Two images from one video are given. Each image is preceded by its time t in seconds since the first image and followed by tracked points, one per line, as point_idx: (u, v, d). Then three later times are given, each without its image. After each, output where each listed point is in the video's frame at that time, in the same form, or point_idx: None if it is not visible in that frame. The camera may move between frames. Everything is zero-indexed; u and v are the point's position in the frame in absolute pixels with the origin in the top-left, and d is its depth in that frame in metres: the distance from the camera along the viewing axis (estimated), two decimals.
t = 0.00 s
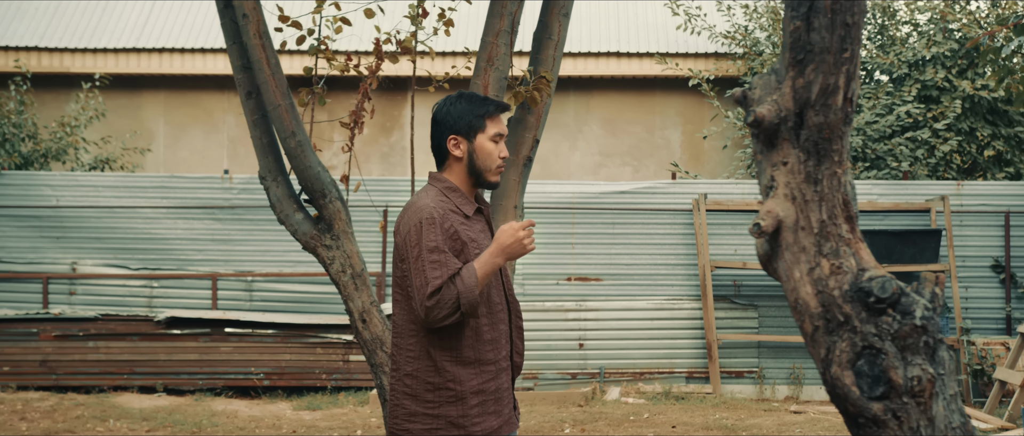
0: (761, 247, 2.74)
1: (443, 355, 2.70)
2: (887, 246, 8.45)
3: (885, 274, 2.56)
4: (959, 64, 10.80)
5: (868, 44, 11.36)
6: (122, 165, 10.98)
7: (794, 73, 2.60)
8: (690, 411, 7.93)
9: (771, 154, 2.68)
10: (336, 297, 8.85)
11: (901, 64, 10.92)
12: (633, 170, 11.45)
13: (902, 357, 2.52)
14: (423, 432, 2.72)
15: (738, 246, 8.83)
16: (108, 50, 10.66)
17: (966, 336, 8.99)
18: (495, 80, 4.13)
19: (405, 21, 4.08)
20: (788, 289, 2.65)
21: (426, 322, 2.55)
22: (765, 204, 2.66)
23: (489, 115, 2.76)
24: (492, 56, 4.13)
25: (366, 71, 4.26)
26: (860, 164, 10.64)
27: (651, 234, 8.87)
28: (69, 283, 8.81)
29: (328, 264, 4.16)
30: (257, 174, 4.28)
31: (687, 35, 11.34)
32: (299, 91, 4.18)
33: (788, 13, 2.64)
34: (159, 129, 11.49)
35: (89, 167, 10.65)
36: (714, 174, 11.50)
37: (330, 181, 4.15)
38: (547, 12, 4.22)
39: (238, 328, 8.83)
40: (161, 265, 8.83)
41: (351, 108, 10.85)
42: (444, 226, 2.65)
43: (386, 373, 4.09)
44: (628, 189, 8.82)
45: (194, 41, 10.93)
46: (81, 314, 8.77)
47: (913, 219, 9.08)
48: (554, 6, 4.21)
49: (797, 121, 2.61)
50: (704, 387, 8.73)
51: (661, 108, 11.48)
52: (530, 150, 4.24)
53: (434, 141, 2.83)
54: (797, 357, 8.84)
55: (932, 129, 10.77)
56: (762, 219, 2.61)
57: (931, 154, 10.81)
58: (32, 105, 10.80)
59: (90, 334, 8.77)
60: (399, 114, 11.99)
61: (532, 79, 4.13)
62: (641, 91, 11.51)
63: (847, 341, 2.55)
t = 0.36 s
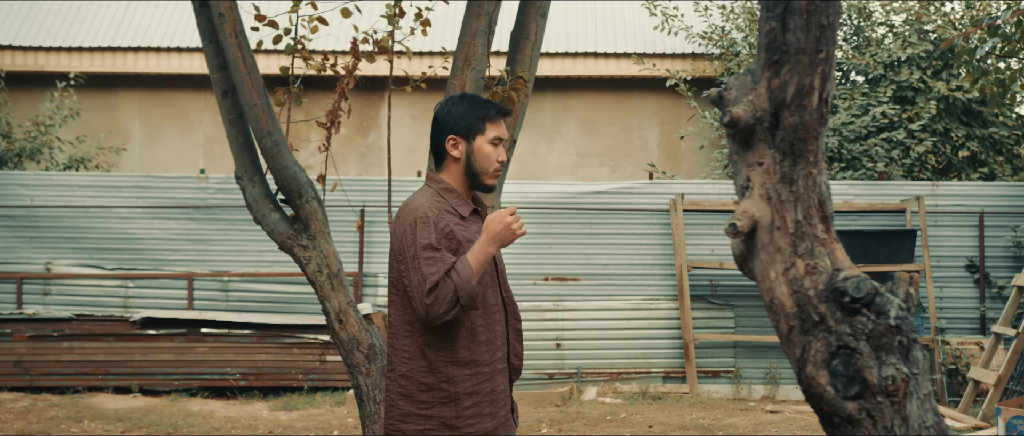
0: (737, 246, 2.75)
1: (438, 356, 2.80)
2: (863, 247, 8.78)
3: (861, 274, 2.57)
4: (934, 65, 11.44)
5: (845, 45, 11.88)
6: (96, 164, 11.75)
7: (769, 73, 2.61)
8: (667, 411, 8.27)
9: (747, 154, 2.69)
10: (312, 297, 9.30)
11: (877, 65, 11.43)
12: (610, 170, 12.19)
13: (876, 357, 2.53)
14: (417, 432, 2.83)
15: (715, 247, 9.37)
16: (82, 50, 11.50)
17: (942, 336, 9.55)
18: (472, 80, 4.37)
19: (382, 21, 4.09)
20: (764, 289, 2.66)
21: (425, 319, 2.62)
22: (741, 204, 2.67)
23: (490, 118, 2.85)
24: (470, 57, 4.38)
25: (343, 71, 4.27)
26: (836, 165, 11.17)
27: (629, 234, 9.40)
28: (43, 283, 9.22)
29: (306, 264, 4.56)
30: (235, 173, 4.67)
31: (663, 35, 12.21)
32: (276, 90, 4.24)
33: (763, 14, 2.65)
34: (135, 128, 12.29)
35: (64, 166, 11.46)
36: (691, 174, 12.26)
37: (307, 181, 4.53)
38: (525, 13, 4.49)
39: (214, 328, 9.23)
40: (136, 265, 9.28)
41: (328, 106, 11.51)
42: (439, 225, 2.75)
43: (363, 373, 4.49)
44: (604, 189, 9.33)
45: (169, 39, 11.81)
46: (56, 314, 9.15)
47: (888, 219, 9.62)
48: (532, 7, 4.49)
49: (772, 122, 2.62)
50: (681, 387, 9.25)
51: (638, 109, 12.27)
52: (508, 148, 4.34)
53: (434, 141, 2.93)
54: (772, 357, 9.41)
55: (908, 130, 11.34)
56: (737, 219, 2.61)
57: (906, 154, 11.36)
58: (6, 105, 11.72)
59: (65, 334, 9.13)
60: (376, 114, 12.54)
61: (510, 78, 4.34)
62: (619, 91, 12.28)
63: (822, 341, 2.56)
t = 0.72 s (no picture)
0: (715, 247, 2.75)
1: (453, 356, 2.95)
2: (840, 246, 9.17)
3: (837, 274, 2.58)
4: (910, 66, 11.97)
5: (823, 45, 12.49)
6: (73, 164, 12.40)
7: (746, 74, 2.61)
8: (645, 411, 8.79)
9: (724, 155, 2.69)
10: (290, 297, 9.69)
11: (854, 66, 12.02)
12: (589, 170, 12.86)
13: (853, 356, 2.54)
14: (429, 430, 2.97)
15: (693, 247, 9.85)
16: (58, 50, 12.15)
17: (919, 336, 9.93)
18: (449, 81, 4.83)
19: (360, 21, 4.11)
20: (741, 289, 2.66)
21: (445, 316, 2.77)
22: (718, 204, 2.67)
23: (511, 125, 3.05)
24: (448, 59, 4.83)
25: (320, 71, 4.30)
26: (814, 165, 11.69)
27: (608, 235, 9.87)
28: (19, 284, 9.62)
29: (283, 263, 4.87)
30: (212, 173, 4.96)
31: (643, 36, 12.95)
32: (254, 89, 4.28)
33: (741, 15, 2.66)
34: (112, 127, 12.89)
35: (39, 166, 12.12)
36: (669, 174, 12.92)
37: (285, 182, 4.89)
38: (505, 14, 4.84)
39: (192, 329, 9.59)
40: (113, 265, 9.64)
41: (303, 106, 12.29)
42: (456, 224, 2.91)
43: (341, 373, 4.89)
44: (583, 189, 9.79)
45: (148, 38, 12.44)
46: (33, 314, 9.54)
47: (866, 219, 10.06)
48: (511, 9, 4.84)
49: (749, 122, 2.62)
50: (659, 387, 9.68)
51: (616, 109, 12.92)
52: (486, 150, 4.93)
53: (456, 142, 3.11)
54: (750, 357, 9.88)
55: (885, 130, 11.88)
56: (715, 219, 2.61)
57: (883, 153, 11.91)
58: None
59: (41, 334, 9.51)
60: (354, 114, 13.26)
61: (487, 78, 4.79)
62: (598, 92, 12.95)
63: (799, 340, 2.56)
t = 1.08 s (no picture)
0: (687, 246, 2.75)
1: (460, 352, 3.21)
2: (813, 245, 9.91)
3: (808, 273, 2.59)
4: (881, 66, 12.74)
5: (796, 44, 13.19)
6: (41, 163, 13.18)
7: (718, 74, 2.62)
8: (618, 410, 9.38)
9: (697, 154, 2.70)
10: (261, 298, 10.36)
11: (826, 65, 12.75)
12: (562, 169, 13.77)
13: (823, 355, 2.54)
14: (437, 424, 3.22)
15: (666, 246, 10.58)
16: (30, 47, 12.92)
17: (889, 335, 10.40)
18: (422, 79, 5.09)
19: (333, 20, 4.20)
20: (712, 288, 2.67)
21: (455, 311, 3.04)
22: (690, 204, 2.67)
23: (522, 127, 3.30)
24: (421, 56, 5.08)
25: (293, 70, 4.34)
26: (786, 165, 12.46)
27: (582, 233, 10.59)
28: None
29: (255, 263, 4.95)
30: (184, 172, 5.00)
31: (617, 35, 13.81)
32: (226, 88, 4.33)
33: (713, 14, 2.66)
34: (82, 126, 13.69)
35: (10, 164, 12.68)
36: (642, 173, 13.86)
37: (256, 181, 4.96)
38: (478, 12, 5.20)
39: (162, 328, 10.14)
40: (82, 264, 10.32)
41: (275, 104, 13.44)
42: (468, 220, 3.17)
43: (313, 372, 5.01)
44: (556, 188, 10.48)
45: (118, 37, 13.24)
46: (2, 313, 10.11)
47: (838, 218, 10.68)
48: (484, 8, 5.21)
49: (721, 122, 2.63)
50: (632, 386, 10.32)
51: (588, 107, 13.85)
52: (457, 148, 5.30)
53: (469, 140, 3.35)
54: (723, 356, 10.57)
55: (858, 130, 12.66)
56: (687, 218, 2.62)
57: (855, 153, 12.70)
58: None
59: (9, 334, 10.05)
60: (327, 113, 13.97)
61: (462, 77, 5.05)
62: (572, 92, 13.87)
63: (770, 339, 2.57)
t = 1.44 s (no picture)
0: (649, 245, 2.76)
1: (453, 347, 3.26)
2: (775, 245, 10.34)
3: (768, 272, 2.60)
4: (842, 67, 13.51)
5: (759, 44, 14.00)
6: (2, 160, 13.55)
7: (680, 73, 2.63)
8: (582, 409, 9.83)
9: (658, 153, 2.70)
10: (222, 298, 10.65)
11: (788, 66, 13.52)
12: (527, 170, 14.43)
13: (783, 353, 2.56)
14: (437, 417, 3.25)
15: (629, 246, 10.97)
16: None
17: (851, 334, 10.83)
18: (385, 77, 5.10)
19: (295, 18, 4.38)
20: (674, 287, 2.68)
21: (444, 308, 3.10)
22: (652, 203, 2.68)
23: (513, 127, 3.38)
24: (383, 54, 5.10)
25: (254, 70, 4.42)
26: (749, 165, 13.14)
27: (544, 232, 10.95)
28: None
29: (216, 262, 4.95)
30: (145, 170, 5.04)
31: (581, 35, 14.46)
32: (187, 85, 4.39)
33: (675, 13, 2.66)
34: (42, 125, 14.18)
35: None
36: (606, 172, 14.60)
37: (217, 179, 4.99)
38: (441, 11, 5.25)
39: (122, 328, 10.45)
40: (41, 264, 10.59)
41: (237, 103, 13.90)
42: (458, 220, 3.24)
43: (274, 372, 5.00)
44: (520, 187, 10.85)
45: (78, 34, 13.56)
46: None
47: (800, 218, 11.17)
48: (447, 6, 5.26)
49: (682, 121, 2.64)
50: (595, 385, 10.83)
51: (553, 106, 14.54)
52: (419, 147, 5.35)
53: (461, 139, 3.44)
54: (686, 356, 11.00)
55: (818, 130, 13.39)
56: (649, 217, 2.62)
57: (817, 153, 13.39)
58: None
59: None
60: (290, 111, 14.42)
61: (425, 75, 5.09)
62: (536, 92, 14.54)
63: (730, 338, 2.58)
